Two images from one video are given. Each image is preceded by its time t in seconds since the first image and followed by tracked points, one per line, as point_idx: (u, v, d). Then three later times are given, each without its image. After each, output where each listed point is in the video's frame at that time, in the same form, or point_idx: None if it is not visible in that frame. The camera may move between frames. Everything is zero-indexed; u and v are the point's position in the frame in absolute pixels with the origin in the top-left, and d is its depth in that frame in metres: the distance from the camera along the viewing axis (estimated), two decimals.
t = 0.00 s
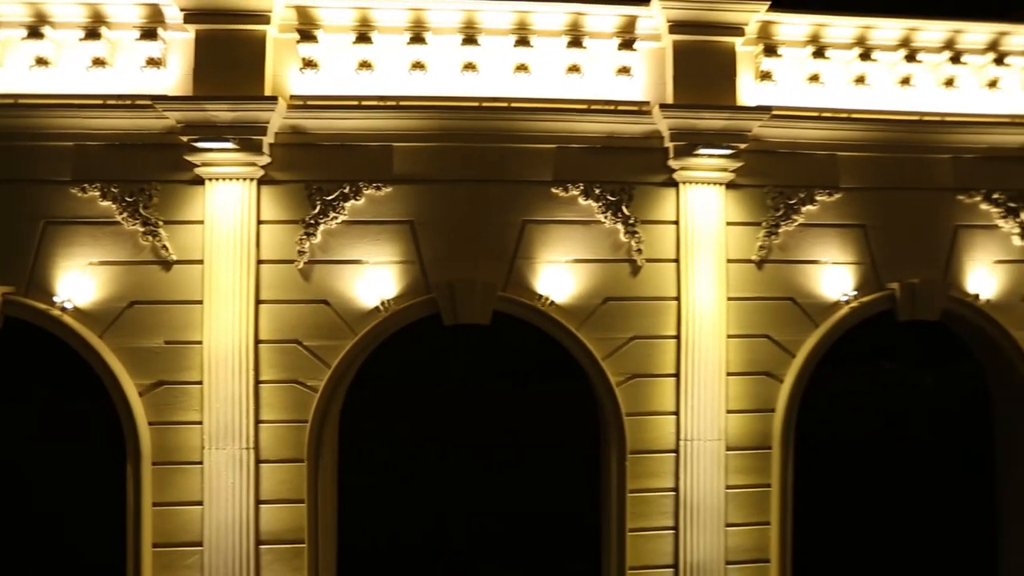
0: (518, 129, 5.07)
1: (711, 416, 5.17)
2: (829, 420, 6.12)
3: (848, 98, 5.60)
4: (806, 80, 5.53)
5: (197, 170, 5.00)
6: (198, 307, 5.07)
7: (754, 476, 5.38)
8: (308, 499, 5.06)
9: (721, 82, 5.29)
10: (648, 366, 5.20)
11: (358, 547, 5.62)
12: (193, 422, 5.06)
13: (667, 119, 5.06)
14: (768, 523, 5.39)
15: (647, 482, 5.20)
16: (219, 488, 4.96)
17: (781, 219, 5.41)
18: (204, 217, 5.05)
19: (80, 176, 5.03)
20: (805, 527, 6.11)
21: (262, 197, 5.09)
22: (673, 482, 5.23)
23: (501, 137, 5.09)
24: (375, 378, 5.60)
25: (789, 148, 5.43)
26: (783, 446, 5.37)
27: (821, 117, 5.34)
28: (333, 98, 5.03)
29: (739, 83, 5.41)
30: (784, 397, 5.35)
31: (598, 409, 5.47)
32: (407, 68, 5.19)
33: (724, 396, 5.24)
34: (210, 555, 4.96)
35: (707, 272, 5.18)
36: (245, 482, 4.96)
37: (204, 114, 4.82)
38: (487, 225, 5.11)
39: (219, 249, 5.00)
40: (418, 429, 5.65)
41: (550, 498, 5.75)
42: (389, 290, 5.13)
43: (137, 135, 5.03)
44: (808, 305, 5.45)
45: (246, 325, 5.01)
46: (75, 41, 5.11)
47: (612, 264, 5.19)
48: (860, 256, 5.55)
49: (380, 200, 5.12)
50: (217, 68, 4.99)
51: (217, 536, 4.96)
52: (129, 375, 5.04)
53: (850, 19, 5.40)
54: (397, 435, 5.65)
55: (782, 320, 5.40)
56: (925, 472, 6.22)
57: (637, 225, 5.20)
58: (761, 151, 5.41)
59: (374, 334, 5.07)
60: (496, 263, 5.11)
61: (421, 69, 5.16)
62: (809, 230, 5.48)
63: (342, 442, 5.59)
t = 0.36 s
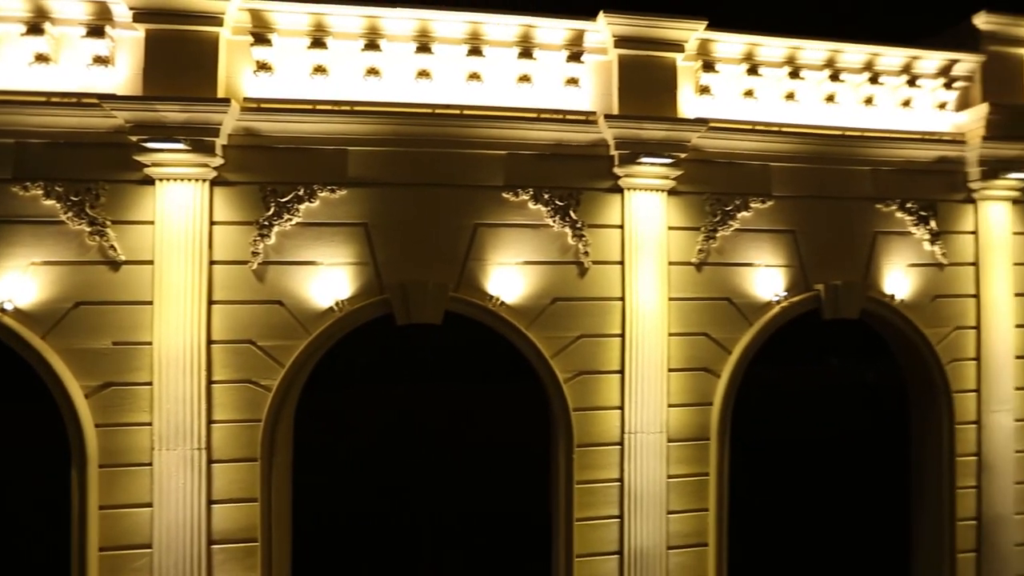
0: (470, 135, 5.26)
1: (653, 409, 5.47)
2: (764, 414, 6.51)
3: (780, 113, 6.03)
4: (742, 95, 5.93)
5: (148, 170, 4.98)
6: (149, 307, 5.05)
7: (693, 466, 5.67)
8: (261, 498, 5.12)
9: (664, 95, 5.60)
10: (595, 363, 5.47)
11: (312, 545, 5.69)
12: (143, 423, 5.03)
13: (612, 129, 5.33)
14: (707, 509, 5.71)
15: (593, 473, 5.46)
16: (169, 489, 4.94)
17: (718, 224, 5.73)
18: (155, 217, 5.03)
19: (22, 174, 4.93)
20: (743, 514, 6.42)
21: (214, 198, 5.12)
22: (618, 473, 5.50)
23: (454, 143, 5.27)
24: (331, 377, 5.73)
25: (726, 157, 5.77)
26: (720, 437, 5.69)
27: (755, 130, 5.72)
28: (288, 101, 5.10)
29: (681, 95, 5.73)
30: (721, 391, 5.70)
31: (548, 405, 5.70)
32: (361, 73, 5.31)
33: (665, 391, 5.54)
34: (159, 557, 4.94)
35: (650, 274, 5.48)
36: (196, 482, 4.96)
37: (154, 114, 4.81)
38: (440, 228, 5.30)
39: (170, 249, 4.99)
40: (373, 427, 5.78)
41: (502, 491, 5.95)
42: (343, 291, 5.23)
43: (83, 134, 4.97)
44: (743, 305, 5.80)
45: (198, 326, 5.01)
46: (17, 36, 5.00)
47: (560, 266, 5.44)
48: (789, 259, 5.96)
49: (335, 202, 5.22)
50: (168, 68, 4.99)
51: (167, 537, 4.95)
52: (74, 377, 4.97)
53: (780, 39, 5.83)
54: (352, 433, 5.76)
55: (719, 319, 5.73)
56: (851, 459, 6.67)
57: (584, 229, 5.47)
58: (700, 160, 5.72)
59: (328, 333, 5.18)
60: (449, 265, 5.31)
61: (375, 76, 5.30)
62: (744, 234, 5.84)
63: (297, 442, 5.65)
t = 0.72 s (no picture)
0: (422, 140, 5.40)
1: (598, 404, 5.74)
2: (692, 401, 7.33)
3: (719, 124, 6.41)
4: (683, 106, 6.26)
5: (92, 169, 4.90)
6: (93, 308, 4.98)
7: (637, 457, 5.94)
8: (211, 498, 5.12)
9: (610, 104, 5.87)
10: (544, 360, 5.71)
11: (263, 543, 5.72)
12: (87, 425, 4.96)
13: (560, 137, 5.57)
14: (650, 498, 6.00)
15: (542, 466, 5.69)
16: (114, 492, 4.88)
17: (661, 228, 6.01)
18: (99, 216, 4.96)
19: None
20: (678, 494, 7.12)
21: (163, 198, 5.09)
22: (566, 466, 5.75)
23: (407, 147, 5.40)
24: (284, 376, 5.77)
25: (669, 164, 6.04)
26: (662, 430, 5.99)
27: (695, 140, 6.02)
28: (239, 103, 5.13)
29: (625, 106, 5.97)
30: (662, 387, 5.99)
31: (498, 401, 5.91)
32: (314, 77, 5.39)
33: (610, 386, 5.81)
34: (103, 561, 4.87)
35: (596, 275, 5.75)
36: (142, 485, 4.92)
37: (99, 112, 4.74)
38: (393, 230, 5.43)
39: (115, 249, 4.93)
40: (326, 426, 5.86)
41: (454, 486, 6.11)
42: (296, 291, 5.29)
43: (22, 130, 4.85)
44: (684, 304, 6.12)
45: (145, 327, 4.97)
46: None
47: (510, 267, 5.66)
48: (727, 261, 6.31)
49: (287, 204, 5.28)
50: (114, 66, 4.93)
51: (111, 541, 4.88)
52: (12, 380, 4.84)
53: (718, 56, 6.20)
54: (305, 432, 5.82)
55: (661, 318, 6.03)
56: (776, 444, 7.35)
57: (533, 232, 5.70)
58: (644, 167, 5.98)
59: (280, 333, 5.23)
60: (401, 266, 5.45)
61: (329, 79, 5.38)
62: (686, 238, 6.14)
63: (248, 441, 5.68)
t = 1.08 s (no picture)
0: (372, 143, 5.51)
1: (545, 400, 5.98)
2: (645, 402, 7.19)
3: (661, 132, 6.73)
4: (627, 115, 6.54)
5: (27, 165, 4.78)
6: (28, 309, 4.84)
7: (582, 451, 6.21)
8: (154, 500, 5.07)
9: (556, 112, 6.11)
10: (492, 358, 5.91)
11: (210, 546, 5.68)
12: (21, 429, 4.82)
13: (507, 142, 5.79)
14: (595, 489, 6.27)
15: (491, 461, 5.89)
16: (50, 498, 4.76)
17: (605, 231, 6.29)
18: (35, 214, 4.84)
19: None
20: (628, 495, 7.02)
21: (104, 196, 5.01)
22: (514, 460, 5.96)
23: (357, 150, 5.50)
24: (231, 378, 5.77)
25: (613, 171, 6.33)
26: (605, 424, 6.28)
27: (637, 147, 6.31)
28: (185, 102, 5.11)
29: (573, 114, 6.24)
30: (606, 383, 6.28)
31: (448, 398, 6.05)
32: (263, 78, 5.41)
33: (557, 382, 6.06)
34: (38, 569, 4.74)
35: (543, 276, 5.99)
36: (81, 489, 4.82)
37: (34, 108, 4.63)
38: (344, 231, 5.52)
39: (51, 248, 4.82)
40: (275, 426, 5.87)
41: (405, 484, 6.19)
42: (244, 291, 5.30)
43: None
44: (627, 304, 6.42)
45: (84, 328, 4.87)
46: None
47: (459, 268, 5.84)
48: (668, 263, 6.61)
49: (236, 204, 5.28)
50: (51, 61, 4.82)
51: (47, 548, 4.76)
52: None
53: (660, 68, 6.53)
54: (254, 433, 5.81)
55: (605, 317, 6.32)
56: (722, 441, 7.50)
57: (482, 234, 5.90)
58: (589, 172, 6.26)
59: (227, 333, 5.24)
60: (351, 266, 5.53)
61: (278, 80, 5.41)
62: (629, 241, 6.43)
63: (195, 443, 5.63)
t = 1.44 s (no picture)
0: (320, 145, 5.56)
1: (493, 397, 6.17)
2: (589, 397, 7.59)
3: (606, 139, 7.01)
4: (574, 122, 6.81)
5: None
6: None
7: (529, 446, 6.43)
8: (90, 505, 4.96)
9: (504, 118, 6.31)
10: (441, 357, 6.06)
11: (152, 550, 5.59)
12: None
13: (456, 147, 5.95)
14: (542, 482, 6.50)
15: (440, 457, 6.03)
16: None
17: (552, 233, 6.53)
18: None
19: None
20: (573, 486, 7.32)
21: (36, 194, 4.86)
22: (463, 455, 6.13)
23: (304, 151, 5.54)
24: (175, 380, 5.70)
25: (559, 176, 6.58)
26: (552, 420, 6.51)
27: (583, 154, 6.58)
28: (124, 99, 5.02)
29: (521, 120, 6.46)
30: (553, 380, 6.53)
31: (398, 396, 6.16)
32: (208, 77, 5.37)
33: (504, 380, 6.26)
34: None
35: (491, 277, 6.18)
36: (10, 495, 4.67)
37: None
38: (291, 232, 5.55)
39: None
40: (222, 427, 5.87)
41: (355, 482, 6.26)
42: (188, 292, 5.25)
43: None
44: (573, 303, 6.69)
45: (14, 329, 4.72)
46: None
47: (408, 268, 5.97)
48: (612, 265, 6.91)
49: (178, 204, 5.22)
50: None
51: None
52: None
53: (604, 78, 6.79)
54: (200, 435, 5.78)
55: (552, 317, 6.56)
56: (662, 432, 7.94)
57: (431, 235, 6.04)
58: (536, 177, 6.49)
59: (170, 333, 5.18)
60: (298, 266, 5.56)
61: (223, 80, 5.39)
62: (575, 243, 6.69)
63: (136, 446, 5.53)
